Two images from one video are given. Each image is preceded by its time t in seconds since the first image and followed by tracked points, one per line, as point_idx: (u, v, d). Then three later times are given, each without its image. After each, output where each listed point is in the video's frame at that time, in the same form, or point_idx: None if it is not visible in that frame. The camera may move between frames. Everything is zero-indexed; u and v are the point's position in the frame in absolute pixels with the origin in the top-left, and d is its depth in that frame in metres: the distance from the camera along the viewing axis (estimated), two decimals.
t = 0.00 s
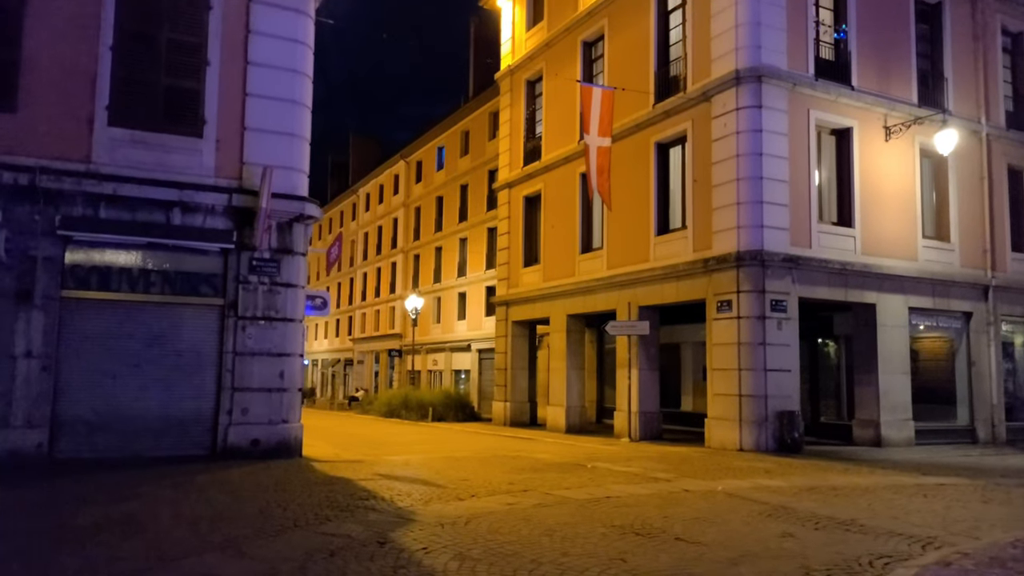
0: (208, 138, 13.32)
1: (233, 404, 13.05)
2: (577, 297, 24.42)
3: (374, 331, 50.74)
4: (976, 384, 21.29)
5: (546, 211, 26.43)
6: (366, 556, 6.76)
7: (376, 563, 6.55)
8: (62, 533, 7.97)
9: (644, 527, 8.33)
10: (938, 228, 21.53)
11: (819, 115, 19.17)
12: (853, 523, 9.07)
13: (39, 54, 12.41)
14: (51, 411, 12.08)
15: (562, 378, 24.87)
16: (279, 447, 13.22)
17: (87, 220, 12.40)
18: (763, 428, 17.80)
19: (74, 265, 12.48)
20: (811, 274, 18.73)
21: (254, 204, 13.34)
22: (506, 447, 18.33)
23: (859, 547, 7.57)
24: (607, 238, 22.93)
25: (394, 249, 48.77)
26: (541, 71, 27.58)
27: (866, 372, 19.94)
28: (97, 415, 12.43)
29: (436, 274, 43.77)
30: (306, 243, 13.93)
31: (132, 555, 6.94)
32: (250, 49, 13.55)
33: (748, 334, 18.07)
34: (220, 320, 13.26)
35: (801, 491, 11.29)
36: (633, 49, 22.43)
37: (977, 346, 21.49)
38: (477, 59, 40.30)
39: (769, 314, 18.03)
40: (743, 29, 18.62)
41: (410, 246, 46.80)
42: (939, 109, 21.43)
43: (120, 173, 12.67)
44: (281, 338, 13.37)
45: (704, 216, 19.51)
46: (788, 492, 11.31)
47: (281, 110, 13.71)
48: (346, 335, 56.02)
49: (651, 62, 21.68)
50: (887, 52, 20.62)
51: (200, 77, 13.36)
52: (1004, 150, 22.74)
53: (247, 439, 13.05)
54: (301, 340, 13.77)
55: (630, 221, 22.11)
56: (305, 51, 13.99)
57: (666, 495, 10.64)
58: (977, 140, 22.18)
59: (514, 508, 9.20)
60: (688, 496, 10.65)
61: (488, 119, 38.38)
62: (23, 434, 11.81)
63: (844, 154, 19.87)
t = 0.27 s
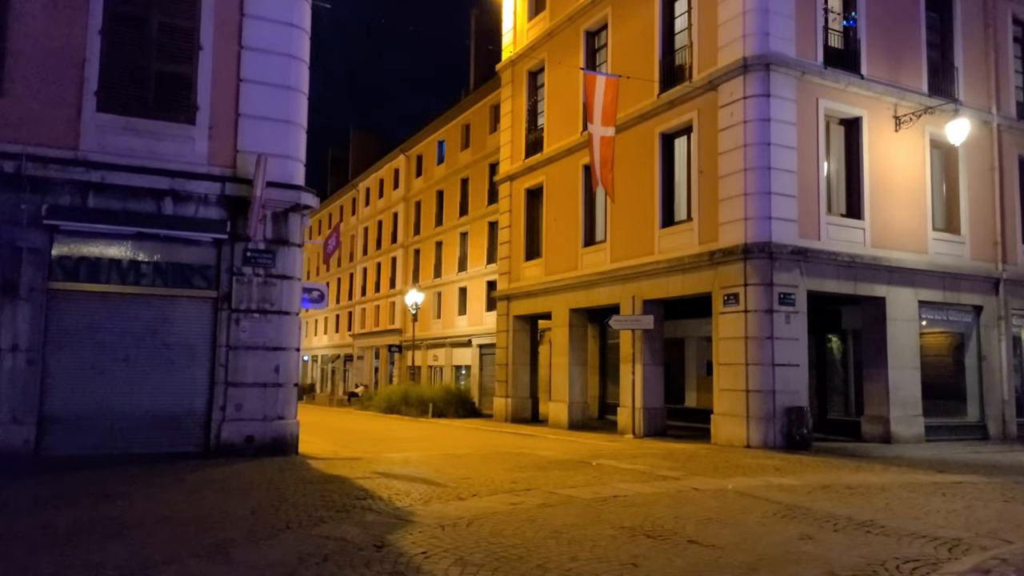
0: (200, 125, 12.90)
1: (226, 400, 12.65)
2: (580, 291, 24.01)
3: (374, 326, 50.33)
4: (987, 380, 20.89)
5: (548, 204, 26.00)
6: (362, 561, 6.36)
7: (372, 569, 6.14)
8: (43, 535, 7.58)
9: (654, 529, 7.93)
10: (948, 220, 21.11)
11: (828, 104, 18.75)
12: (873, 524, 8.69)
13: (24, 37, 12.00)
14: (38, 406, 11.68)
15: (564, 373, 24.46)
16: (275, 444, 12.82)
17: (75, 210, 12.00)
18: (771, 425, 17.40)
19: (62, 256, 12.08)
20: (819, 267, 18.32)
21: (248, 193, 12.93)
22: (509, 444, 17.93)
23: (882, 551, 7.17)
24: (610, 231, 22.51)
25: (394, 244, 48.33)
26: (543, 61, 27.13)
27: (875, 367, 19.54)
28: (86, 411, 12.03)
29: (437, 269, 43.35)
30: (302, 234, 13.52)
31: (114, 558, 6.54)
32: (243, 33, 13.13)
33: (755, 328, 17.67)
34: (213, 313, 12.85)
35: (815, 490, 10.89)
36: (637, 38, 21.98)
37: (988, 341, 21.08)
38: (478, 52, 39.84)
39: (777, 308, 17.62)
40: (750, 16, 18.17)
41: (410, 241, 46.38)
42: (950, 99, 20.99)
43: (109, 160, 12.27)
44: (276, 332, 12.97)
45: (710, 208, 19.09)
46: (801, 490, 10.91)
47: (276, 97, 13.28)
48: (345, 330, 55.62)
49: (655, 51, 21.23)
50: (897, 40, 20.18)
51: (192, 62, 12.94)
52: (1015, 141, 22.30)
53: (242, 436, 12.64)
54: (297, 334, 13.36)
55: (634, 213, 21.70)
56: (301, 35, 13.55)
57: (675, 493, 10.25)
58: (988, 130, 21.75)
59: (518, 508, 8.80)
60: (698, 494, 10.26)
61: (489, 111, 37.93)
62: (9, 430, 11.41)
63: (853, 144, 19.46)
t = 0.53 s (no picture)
0: (193, 112, 12.48)
1: (220, 397, 12.25)
2: (582, 285, 23.60)
3: (373, 321, 49.90)
4: (997, 375, 20.49)
5: (550, 196, 25.57)
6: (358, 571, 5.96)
7: None
8: (22, 540, 7.18)
9: (667, 535, 7.53)
10: (958, 213, 20.68)
11: (837, 94, 18.32)
12: (895, 528, 8.31)
13: (9, 21, 11.58)
14: (24, 403, 11.27)
15: (567, 369, 24.06)
16: (270, 442, 12.42)
17: (62, 199, 11.61)
18: (779, 422, 17.01)
19: (49, 248, 11.67)
20: (829, 260, 17.91)
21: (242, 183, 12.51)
22: (511, 441, 17.53)
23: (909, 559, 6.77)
24: (614, 224, 22.09)
25: (394, 238, 47.87)
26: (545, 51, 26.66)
27: (884, 362, 19.15)
28: (74, 408, 11.61)
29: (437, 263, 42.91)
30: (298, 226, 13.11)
31: (95, 567, 6.14)
32: (238, 18, 12.69)
33: (763, 323, 17.26)
34: (206, 307, 12.44)
35: (830, 490, 10.49)
36: (642, 27, 21.52)
37: (999, 336, 20.67)
38: (478, 43, 39.36)
39: (786, 302, 17.22)
40: (759, 3, 17.70)
41: (410, 235, 45.93)
42: (962, 89, 20.55)
43: (98, 148, 11.86)
44: (272, 326, 12.56)
45: (716, 200, 18.68)
46: (816, 491, 10.51)
47: (271, 84, 12.85)
48: (344, 325, 55.18)
49: (661, 39, 20.78)
50: (908, 28, 19.74)
51: (184, 47, 12.52)
52: None
53: (236, 434, 12.23)
54: (294, 329, 12.95)
55: (638, 206, 21.29)
56: (297, 20, 13.10)
57: (686, 495, 9.85)
58: (1000, 122, 21.31)
59: (523, 512, 8.39)
60: (710, 496, 9.85)
61: (489, 104, 37.46)
62: None
63: (863, 134, 19.02)
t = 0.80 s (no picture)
0: (185, 99, 12.07)
1: (214, 393, 11.84)
2: (585, 279, 23.19)
3: (372, 316, 49.47)
4: (1009, 371, 20.08)
5: (553, 189, 25.15)
6: None
7: None
8: None
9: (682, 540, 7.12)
10: (970, 206, 20.25)
11: (848, 83, 17.99)
12: (921, 533, 7.92)
13: None
14: (10, 400, 10.87)
15: (569, 365, 23.64)
16: (266, 441, 11.99)
17: (50, 189, 11.17)
18: (787, 419, 16.62)
19: (36, 239, 11.25)
20: (839, 254, 17.53)
21: (236, 172, 12.09)
22: (513, 439, 17.13)
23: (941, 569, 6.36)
24: (618, 217, 21.68)
25: (393, 233, 47.42)
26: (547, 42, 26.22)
27: (893, 358, 18.78)
28: (62, 405, 11.20)
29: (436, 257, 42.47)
30: (295, 217, 12.68)
31: None
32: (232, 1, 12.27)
33: (771, 318, 16.87)
34: (200, 300, 12.02)
35: (847, 491, 10.09)
36: (647, 15, 21.09)
37: (1010, 331, 20.26)
38: (478, 35, 38.89)
39: (795, 297, 16.84)
40: None
41: (409, 229, 45.48)
42: (974, 79, 20.15)
43: (87, 136, 11.44)
44: (268, 321, 12.14)
45: (724, 192, 18.28)
46: (832, 491, 10.11)
47: (266, 69, 12.41)
48: (343, 320, 54.75)
49: (666, 28, 20.36)
50: (920, 17, 19.38)
51: (177, 32, 12.13)
52: None
53: (230, 432, 11.81)
54: (290, 324, 12.53)
55: (643, 199, 20.89)
56: (295, 4, 12.67)
57: (697, 497, 9.45)
58: (1012, 113, 20.91)
59: (530, 515, 7.99)
60: (723, 498, 9.46)
61: (490, 96, 37.02)
62: None
63: (874, 125, 18.68)
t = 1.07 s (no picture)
0: (178, 87, 11.68)
1: (207, 392, 11.44)
2: (588, 275, 22.80)
3: (371, 312, 49.06)
4: (1020, 369, 19.75)
5: (554, 183, 24.75)
6: None
7: None
8: None
9: (698, 549, 6.75)
10: (980, 200, 19.87)
11: (858, 73, 17.77)
12: (947, 539, 7.54)
13: None
14: None
15: (571, 361, 23.25)
16: (260, 441, 11.60)
17: (36, 180, 10.77)
18: (795, 417, 16.26)
19: (22, 232, 10.85)
20: (848, 249, 17.28)
21: (230, 163, 11.70)
22: (515, 437, 16.75)
23: None
24: (621, 211, 21.31)
25: (392, 228, 46.99)
26: (549, 33, 25.81)
27: (903, 355, 18.42)
28: (49, 405, 10.80)
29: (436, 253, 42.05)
30: (291, 210, 12.28)
31: None
32: None
33: (779, 314, 16.54)
34: (192, 296, 11.63)
35: (864, 494, 9.70)
36: (651, 5, 20.68)
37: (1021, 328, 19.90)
38: (478, 28, 38.43)
39: (803, 292, 16.52)
40: None
41: (409, 225, 45.06)
42: (985, 71, 19.78)
43: (74, 126, 11.04)
44: (262, 317, 11.75)
45: (731, 185, 17.97)
46: (848, 494, 9.72)
47: (262, 57, 12.01)
48: (342, 316, 54.35)
49: (671, 18, 19.97)
50: (931, 7, 19.07)
51: (168, 18, 11.72)
52: None
53: (223, 432, 11.42)
54: (286, 321, 12.14)
55: (647, 192, 20.52)
56: None
57: (709, 500, 9.08)
58: None
59: (536, 522, 7.61)
60: (736, 501, 9.09)
61: (490, 90, 36.61)
62: None
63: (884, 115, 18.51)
